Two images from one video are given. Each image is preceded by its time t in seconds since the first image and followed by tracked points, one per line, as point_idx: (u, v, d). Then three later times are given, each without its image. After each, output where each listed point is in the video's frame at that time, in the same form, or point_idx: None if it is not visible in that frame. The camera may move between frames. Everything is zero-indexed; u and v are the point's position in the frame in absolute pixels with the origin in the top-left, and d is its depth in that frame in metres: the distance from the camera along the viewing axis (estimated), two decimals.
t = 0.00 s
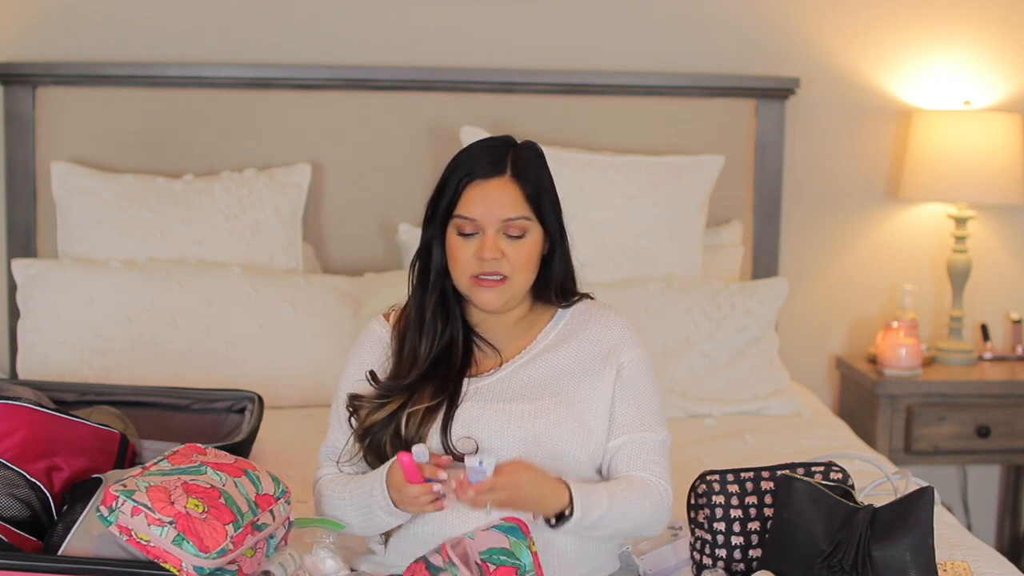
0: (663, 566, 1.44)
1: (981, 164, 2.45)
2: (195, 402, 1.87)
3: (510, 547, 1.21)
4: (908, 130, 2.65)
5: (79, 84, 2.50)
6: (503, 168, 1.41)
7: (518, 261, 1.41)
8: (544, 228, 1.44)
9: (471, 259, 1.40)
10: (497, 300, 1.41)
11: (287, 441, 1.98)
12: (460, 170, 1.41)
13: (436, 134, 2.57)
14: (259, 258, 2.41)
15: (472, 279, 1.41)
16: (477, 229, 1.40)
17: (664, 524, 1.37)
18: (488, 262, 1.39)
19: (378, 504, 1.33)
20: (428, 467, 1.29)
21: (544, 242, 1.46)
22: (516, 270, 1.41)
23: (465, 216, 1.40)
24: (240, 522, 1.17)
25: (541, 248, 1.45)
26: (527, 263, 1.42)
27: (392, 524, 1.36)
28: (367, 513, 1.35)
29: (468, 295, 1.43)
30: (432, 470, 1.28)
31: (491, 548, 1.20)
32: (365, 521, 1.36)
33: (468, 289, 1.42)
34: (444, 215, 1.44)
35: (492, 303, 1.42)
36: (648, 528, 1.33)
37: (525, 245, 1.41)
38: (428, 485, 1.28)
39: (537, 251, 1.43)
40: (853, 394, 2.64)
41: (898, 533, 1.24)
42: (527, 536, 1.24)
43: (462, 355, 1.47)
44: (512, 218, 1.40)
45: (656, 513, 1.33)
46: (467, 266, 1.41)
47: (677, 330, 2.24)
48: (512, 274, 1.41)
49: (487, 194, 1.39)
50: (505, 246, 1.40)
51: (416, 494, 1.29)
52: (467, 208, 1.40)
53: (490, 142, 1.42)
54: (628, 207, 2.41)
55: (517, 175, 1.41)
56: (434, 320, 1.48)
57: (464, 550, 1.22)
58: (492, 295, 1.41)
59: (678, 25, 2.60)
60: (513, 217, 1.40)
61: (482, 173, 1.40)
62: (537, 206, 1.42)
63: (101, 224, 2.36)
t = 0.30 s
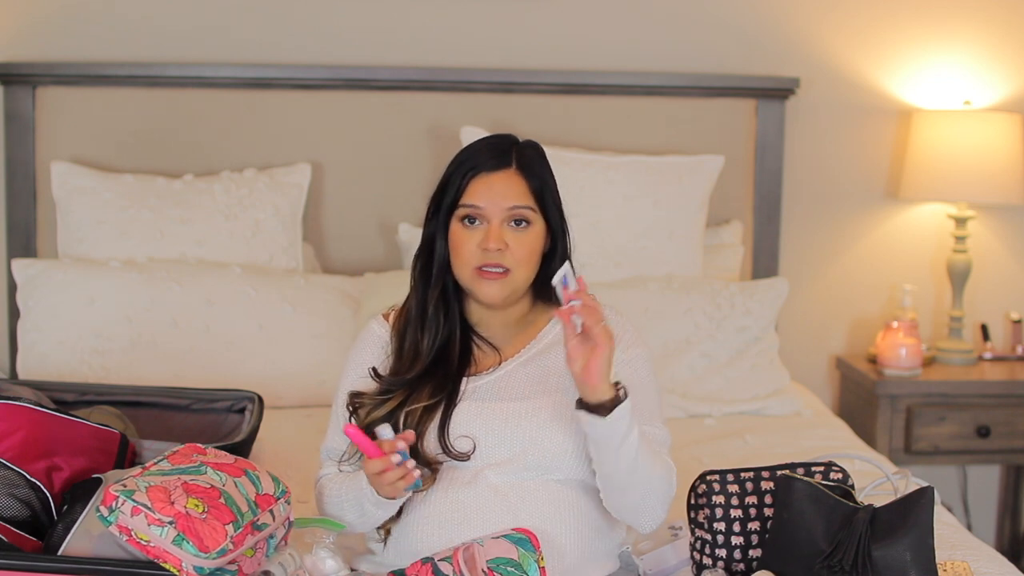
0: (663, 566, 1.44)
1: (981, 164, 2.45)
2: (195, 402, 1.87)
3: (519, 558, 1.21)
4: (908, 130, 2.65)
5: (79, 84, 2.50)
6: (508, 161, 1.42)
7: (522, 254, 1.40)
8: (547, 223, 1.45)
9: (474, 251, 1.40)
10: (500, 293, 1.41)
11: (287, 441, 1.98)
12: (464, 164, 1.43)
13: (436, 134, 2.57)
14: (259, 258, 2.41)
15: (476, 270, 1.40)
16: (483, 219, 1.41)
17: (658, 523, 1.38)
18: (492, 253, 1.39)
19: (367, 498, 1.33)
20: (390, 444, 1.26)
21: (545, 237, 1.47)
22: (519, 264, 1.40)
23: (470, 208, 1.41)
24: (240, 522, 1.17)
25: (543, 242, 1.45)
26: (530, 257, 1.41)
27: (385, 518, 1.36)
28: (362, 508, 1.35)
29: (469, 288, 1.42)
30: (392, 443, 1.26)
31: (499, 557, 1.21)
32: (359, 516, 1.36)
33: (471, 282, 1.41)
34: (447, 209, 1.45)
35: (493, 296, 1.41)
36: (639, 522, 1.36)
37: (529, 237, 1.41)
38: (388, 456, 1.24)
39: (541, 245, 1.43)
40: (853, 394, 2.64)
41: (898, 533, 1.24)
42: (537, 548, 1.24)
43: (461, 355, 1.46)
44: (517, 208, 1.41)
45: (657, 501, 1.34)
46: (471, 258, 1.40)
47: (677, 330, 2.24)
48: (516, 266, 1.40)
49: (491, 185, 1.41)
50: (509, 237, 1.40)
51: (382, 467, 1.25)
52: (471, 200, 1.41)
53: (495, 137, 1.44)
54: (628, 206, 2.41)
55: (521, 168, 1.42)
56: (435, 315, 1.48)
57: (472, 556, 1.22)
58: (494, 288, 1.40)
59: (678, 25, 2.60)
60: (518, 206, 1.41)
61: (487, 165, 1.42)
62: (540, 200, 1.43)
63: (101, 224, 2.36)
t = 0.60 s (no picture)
0: (663, 566, 1.44)
1: (981, 164, 2.45)
2: (194, 402, 1.87)
3: (519, 559, 1.21)
4: (908, 130, 2.65)
5: (79, 84, 2.50)
6: (508, 163, 1.42)
7: (521, 257, 1.41)
8: (546, 224, 1.46)
9: (474, 254, 1.40)
10: (500, 295, 1.41)
11: (287, 441, 1.98)
12: (464, 166, 1.42)
13: (436, 134, 2.57)
14: (259, 258, 2.41)
15: (476, 274, 1.41)
16: (483, 222, 1.41)
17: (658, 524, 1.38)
18: (492, 256, 1.39)
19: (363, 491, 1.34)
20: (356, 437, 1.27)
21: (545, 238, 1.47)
22: (519, 266, 1.41)
23: (469, 210, 1.41)
24: (240, 522, 1.17)
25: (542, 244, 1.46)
26: (529, 259, 1.42)
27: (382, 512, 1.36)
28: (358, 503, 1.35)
29: (470, 290, 1.43)
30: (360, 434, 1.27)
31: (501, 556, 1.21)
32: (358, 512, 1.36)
33: (471, 284, 1.42)
34: (446, 211, 1.44)
35: (494, 299, 1.41)
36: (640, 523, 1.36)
37: (528, 240, 1.42)
38: (365, 446, 1.26)
39: (540, 247, 1.44)
40: (853, 393, 2.64)
41: (898, 533, 1.24)
42: (538, 549, 1.24)
43: (461, 355, 1.47)
44: (516, 211, 1.41)
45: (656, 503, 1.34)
46: (470, 260, 1.41)
47: (677, 330, 2.24)
48: (515, 270, 1.41)
49: (491, 188, 1.40)
50: (509, 240, 1.40)
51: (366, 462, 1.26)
52: (471, 202, 1.41)
53: (494, 138, 1.44)
54: (628, 206, 2.41)
55: (521, 171, 1.42)
56: (435, 317, 1.48)
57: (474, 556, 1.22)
58: (494, 291, 1.41)
59: (678, 25, 2.60)
60: (517, 210, 1.41)
61: (487, 168, 1.41)
62: (540, 203, 1.43)
63: (101, 224, 2.36)
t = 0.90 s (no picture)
0: (663, 566, 1.44)
1: (981, 164, 2.45)
2: (194, 402, 1.87)
3: (520, 560, 1.21)
4: (908, 130, 2.65)
5: (80, 84, 2.50)
6: (506, 170, 1.41)
7: (519, 263, 1.41)
8: (545, 229, 1.45)
9: (472, 261, 1.40)
10: (499, 301, 1.41)
11: (287, 441, 1.98)
12: (462, 172, 1.41)
13: (436, 134, 2.57)
14: (259, 258, 2.41)
15: (474, 280, 1.41)
16: (480, 230, 1.40)
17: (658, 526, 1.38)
18: (490, 263, 1.39)
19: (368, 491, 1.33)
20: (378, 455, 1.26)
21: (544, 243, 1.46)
22: (517, 272, 1.41)
23: (467, 217, 1.40)
24: (240, 522, 1.17)
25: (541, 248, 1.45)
26: (528, 265, 1.42)
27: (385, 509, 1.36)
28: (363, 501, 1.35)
29: (469, 296, 1.43)
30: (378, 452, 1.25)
31: (502, 556, 1.21)
32: (360, 509, 1.36)
33: (470, 290, 1.42)
34: (444, 217, 1.44)
35: (492, 305, 1.42)
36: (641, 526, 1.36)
37: (526, 247, 1.41)
38: (383, 467, 1.24)
39: (538, 252, 1.43)
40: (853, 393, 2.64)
41: (898, 533, 1.24)
42: (539, 551, 1.24)
43: (461, 355, 1.47)
44: (514, 220, 1.40)
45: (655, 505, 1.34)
46: (468, 267, 1.41)
47: (677, 330, 2.24)
48: (514, 276, 1.41)
49: (489, 196, 1.40)
50: (506, 248, 1.40)
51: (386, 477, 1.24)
52: (468, 209, 1.40)
53: (492, 143, 1.43)
54: (628, 206, 2.41)
55: (519, 177, 1.41)
56: (435, 321, 1.47)
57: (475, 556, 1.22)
58: (493, 297, 1.41)
59: (678, 25, 2.60)
60: (514, 219, 1.40)
61: (484, 175, 1.40)
62: (538, 208, 1.43)
63: (101, 224, 2.36)
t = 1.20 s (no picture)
0: (663, 566, 1.45)
1: (981, 164, 2.45)
2: (194, 402, 1.87)
3: (520, 560, 1.21)
4: (908, 130, 2.65)
5: (79, 84, 2.50)
6: (506, 174, 1.40)
7: (519, 267, 1.41)
8: (545, 232, 1.44)
9: (472, 264, 1.40)
10: (499, 303, 1.41)
11: (287, 441, 1.98)
12: (462, 175, 1.41)
13: (436, 134, 2.57)
14: (259, 258, 2.41)
15: (473, 284, 1.41)
16: (479, 234, 1.40)
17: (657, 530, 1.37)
18: (489, 268, 1.39)
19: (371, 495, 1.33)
20: (398, 457, 1.27)
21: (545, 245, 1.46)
22: (516, 276, 1.41)
23: (465, 222, 1.40)
24: (240, 522, 1.17)
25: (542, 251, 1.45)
26: (528, 269, 1.42)
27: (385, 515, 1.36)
28: (362, 508, 1.35)
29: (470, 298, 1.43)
30: (404, 457, 1.26)
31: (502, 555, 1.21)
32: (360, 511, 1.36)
33: (470, 292, 1.42)
34: (445, 220, 1.44)
35: (493, 307, 1.42)
36: (639, 532, 1.34)
37: (526, 252, 1.41)
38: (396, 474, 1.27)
39: (539, 256, 1.43)
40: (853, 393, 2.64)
41: (898, 533, 1.24)
42: (540, 550, 1.24)
43: (464, 355, 1.47)
44: (513, 225, 1.39)
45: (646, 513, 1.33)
46: (468, 270, 1.41)
47: (677, 330, 2.24)
48: (513, 279, 1.41)
49: (488, 200, 1.39)
50: (505, 252, 1.40)
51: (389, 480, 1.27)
52: (467, 213, 1.40)
53: (494, 145, 1.42)
54: (628, 206, 2.41)
55: (518, 181, 1.40)
56: (436, 322, 1.47)
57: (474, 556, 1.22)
58: (494, 300, 1.41)
59: (678, 25, 2.60)
60: (513, 224, 1.39)
61: (484, 179, 1.40)
62: (538, 212, 1.42)
63: (101, 224, 2.36)
